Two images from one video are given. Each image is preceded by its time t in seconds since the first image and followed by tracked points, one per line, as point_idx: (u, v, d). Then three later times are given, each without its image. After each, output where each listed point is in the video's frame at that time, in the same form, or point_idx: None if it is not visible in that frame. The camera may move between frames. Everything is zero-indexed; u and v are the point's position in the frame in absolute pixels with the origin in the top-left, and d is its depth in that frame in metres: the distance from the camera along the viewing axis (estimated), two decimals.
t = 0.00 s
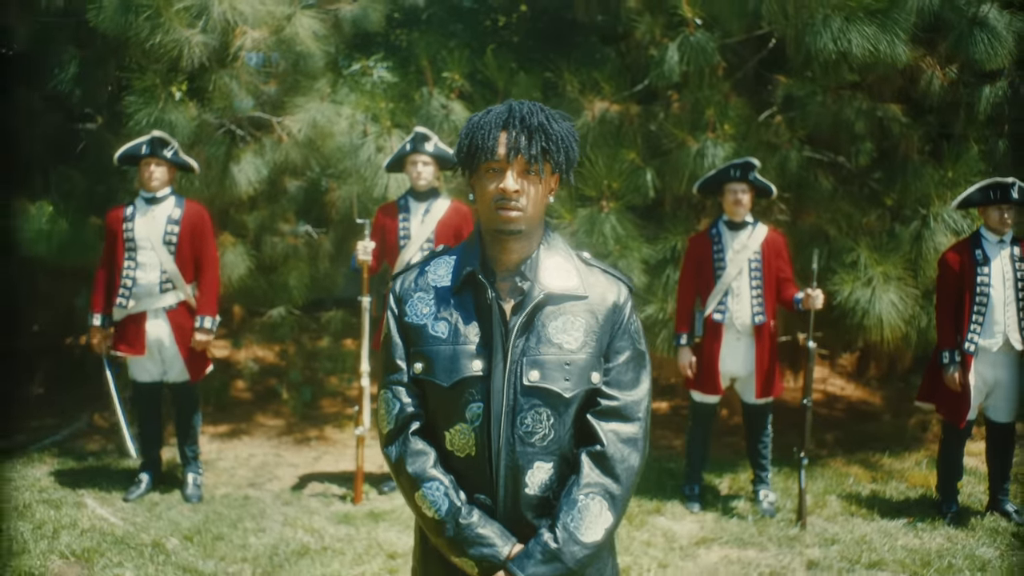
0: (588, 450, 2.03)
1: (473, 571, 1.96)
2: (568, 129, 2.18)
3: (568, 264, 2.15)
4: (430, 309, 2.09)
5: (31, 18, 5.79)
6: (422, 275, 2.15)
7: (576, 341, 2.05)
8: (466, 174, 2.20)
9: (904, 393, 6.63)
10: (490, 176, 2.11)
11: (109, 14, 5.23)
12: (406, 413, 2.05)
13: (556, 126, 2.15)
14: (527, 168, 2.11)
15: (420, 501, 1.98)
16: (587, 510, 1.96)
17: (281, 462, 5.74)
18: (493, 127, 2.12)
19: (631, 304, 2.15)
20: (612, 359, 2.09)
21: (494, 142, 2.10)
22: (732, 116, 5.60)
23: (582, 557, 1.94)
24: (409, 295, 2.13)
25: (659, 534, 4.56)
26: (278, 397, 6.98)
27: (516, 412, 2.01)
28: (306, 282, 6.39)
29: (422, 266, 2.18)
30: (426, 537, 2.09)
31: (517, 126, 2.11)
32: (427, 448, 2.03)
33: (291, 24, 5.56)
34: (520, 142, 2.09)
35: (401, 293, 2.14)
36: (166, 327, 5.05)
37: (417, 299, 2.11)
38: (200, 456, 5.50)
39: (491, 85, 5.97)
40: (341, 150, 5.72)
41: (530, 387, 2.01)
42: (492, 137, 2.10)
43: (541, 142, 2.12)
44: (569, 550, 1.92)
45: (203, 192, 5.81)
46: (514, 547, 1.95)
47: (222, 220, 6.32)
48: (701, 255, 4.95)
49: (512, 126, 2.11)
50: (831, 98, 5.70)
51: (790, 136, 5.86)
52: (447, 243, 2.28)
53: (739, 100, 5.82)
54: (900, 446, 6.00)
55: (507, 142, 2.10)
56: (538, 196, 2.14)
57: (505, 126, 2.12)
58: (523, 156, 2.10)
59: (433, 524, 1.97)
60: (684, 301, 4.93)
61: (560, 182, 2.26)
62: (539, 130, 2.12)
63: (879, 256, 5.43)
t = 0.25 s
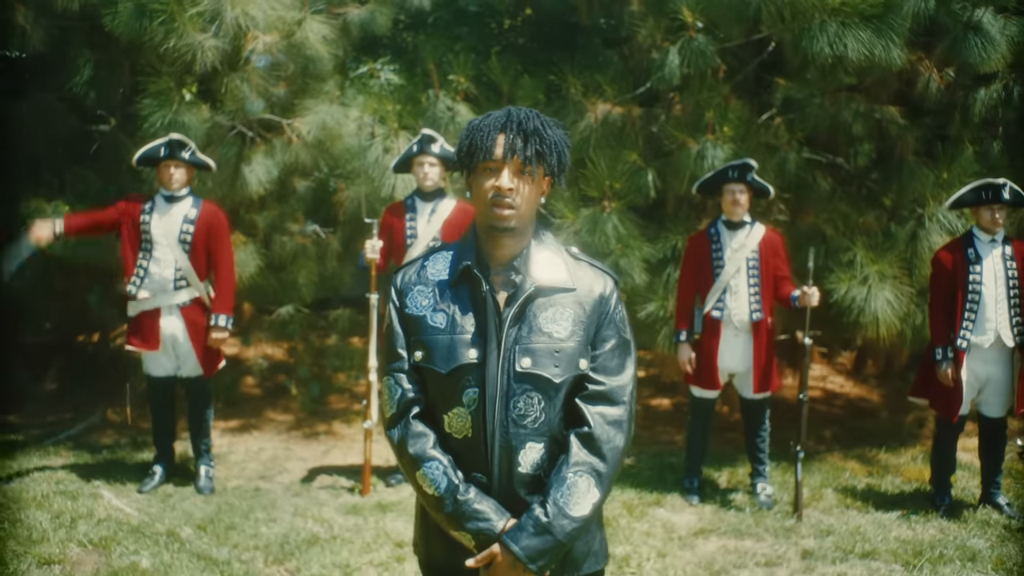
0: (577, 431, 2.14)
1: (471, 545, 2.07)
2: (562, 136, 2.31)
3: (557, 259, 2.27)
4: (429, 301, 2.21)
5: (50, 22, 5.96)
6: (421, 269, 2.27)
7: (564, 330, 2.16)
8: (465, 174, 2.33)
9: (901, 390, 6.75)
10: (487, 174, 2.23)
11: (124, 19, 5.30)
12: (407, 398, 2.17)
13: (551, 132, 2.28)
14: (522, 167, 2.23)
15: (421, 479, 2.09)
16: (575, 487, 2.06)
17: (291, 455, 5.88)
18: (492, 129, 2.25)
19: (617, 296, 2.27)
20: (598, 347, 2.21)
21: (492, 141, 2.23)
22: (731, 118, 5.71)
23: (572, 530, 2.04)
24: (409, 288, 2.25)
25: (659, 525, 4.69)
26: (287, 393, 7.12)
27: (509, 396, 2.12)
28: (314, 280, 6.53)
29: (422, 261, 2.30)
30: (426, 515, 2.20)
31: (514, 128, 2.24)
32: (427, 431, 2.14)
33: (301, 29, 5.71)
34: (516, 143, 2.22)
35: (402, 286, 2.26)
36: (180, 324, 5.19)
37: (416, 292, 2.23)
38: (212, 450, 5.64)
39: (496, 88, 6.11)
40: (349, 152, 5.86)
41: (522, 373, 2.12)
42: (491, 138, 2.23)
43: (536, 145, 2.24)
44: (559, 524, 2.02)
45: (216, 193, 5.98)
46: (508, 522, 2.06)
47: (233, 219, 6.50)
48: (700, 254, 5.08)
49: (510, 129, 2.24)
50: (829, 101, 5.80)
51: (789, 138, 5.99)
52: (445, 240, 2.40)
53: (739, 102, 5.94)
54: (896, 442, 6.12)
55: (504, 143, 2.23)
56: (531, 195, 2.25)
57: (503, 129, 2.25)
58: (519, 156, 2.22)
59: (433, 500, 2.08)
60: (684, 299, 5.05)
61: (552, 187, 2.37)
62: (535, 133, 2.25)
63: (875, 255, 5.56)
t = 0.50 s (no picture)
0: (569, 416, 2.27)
1: (470, 522, 2.19)
2: (556, 141, 2.43)
3: (551, 255, 2.39)
4: (431, 296, 2.33)
5: (63, 25, 6.16)
6: (424, 265, 2.39)
7: (558, 323, 2.29)
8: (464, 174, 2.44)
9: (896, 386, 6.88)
10: (487, 175, 2.35)
11: (135, 23, 5.44)
12: (410, 385, 2.29)
13: (547, 137, 2.40)
14: (520, 171, 2.35)
15: (423, 461, 2.21)
16: (567, 468, 2.18)
17: (298, 449, 6.01)
18: (492, 132, 2.35)
19: (606, 290, 2.40)
20: (589, 337, 2.33)
21: (492, 145, 2.34)
22: (729, 120, 5.82)
23: (564, 508, 2.15)
24: (412, 283, 2.37)
25: (657, 516, 4.82)
26: (293, 389, 7.27)
27: (505, 385, 2.25)
28: (321, 278, 6.67)
29: (424, 257, 2.42)
30: (428, 494, 2.32)
31: (513, 133, 2.35)
32: (429, 416, 2.27)
33: (309, 33, 5.84)
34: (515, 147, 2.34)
35: (405, 281, 2.39)
36: (188, 319, 5.26)
37: (419, 287, 2.35)
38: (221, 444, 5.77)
39: (498, 90, 6.25)
40: (356, 152, 5.97)
41: (518, 363, 2.25)
42: (491, 142, 2.34)
43: (533, 150, 2.36)
44: (552, 502, 2.14)
45: (225, 192, 6.07)
46: (505, 501, 2.18)
47: (241, 218, 6.60)
48: (698, 252, 5.21)
49: (509, 133, 2.35)
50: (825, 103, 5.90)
51: (785, 139, 6.11)
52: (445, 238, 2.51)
53: (737, 104, 6.06)
54: (890, 436, 6.26)
55: (504, 147, 2.34)
56: (528, 196, 2.38)
57: (502, 133, 2.35)
58: (517, 159, 2.35)
59: (435, 480, 2.21)
60: (681, 297, 5.19)
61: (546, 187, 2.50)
62: (532, 138, 2.36)
63: (869, 254, 5.71)
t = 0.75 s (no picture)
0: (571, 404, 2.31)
1: (478, 503, 2.24)
2: (557, 144, 2.47)
3: (553, 250, 2.42)
4: (440, 289, 2.36)
5: (74, 28, 6.30)
6: (432, 260, 2.42)
7: (560, 315, 2.33)
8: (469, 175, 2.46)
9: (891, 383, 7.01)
10: (493, 176, 2.38)
11: (147, 28, 5.69)
12: (420, 374, 2.33)
13: (549, 140, 2.43)
14: (525, 172, 2.38)
15: (433, 446, 2.26)
16: (569, 451, 2.23)
17: (303, 443, 6.15)
18: (497, 135, 2.39)
19: (605, 284, 2.44)
20: (589, 329, 2.38)
21: (498, 147, 2.37)
22: (726, 121, 5.94)
23: (567, 488, 2.21)
24: (421, 277, 2.40)
25: (654, 507, 4.95)
26: (298, 386, 7.40)
27: (511, 374, 2.29)
28: (326, 277, 6.80)
29: (432, 252, 2.45)
30: (437, 477, 2.37)
31: (518, 136, 2.39)
32: (438, 403, 2.31)
33: (316, 37, 5.98)
34: (520, 149, 2.37)
35: (415, 275, 2.42)
36: (195, 316, 5.31)
37: (429, 281, 2.38)
38: (229, 438, 5.89)
39: (500, 92, 6.38)
40: (361, 153, 6.11)
41: (522, 353, 2.29)
42: (497, 144, 2.37)
43: (536, 151, 2.40)
44: (556, 482, 2.19)
45: (234, 193, 6.23)
46: (511, 483, 2.23)
47: (248, 218, 6.76)
48: (695, 251, 5.33)
49: (513, 136, 2.39)
50: (820, 105, 6.02)
51: (781, 140, 6.23)
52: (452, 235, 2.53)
53: (734, 106, 6.19)
54: (884, 432, 6.39)
55: (509, 149, 2.38)
56: (531, 196, 2.41)
57: (507, 136, 2.39)
58: (522, 160, 2.38)
59: (444, 464, 2.25)
60: (679, 293, 5.32)
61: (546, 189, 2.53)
62: (536, 141, 2.40)
63: (862, 253, 5.84)
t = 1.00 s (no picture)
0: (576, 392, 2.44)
1: (488, 484, 2.37)
2: (561, 145, 2.60)
3: (560, 247, 2.55)
4: (453, 283, 2.49)
5: (84, 32, 6.43)
6: (445, 256, 2.54)
7: (566, 308, 2.46)
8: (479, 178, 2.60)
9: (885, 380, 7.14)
10: (502, 178, 2.52)
11: (157, 31, 5.82)
12: (433, 363, 2.46)
13: (553, 142, 2.57)
14: (532, 173, 2.52)
15: (446, 430, 2.39)
16: (574, 435, 2.36)
17: (309, 438, 6.28)
18: (505, 140, 2.52)
19: (608, 279, 2.57)
20: (593, 321, 2.51)
21: (506, 151, 2.51)
22: (723, 123, 6.05)
23: (572, 471, 2.35)
24: (435, 271, 2.53)
25: (651, 500, 5.08)
26: (303, 382, 7.54)
27: (520, 363, 2.42)
28: (331, 275, 6.94)
29: (444, 248, 2.57)
30: (448, 460, 2.50)
31: (524, 140, 2.52)
32: (451, 390, 2.44)
33: (322, 41, 6.11)
34: (526, 152, 2.51)
35: (429, 269, 2.54)
36: (204, 313, 5.44)
37: (442, 275, 2.51)
38: (236, 432, 6.03)
39: (501, 94, 6.52)
40: (366, 154, 6.24)
41: (531, 343, 2.42)
42: (505, 148, 2.51)
43: (542, 153, 2.53)
44: (562, 465, 2.33)
45: (242, 192, 6.28)
46: (519, 466, 2.36)
47: (254, 218, 6.89)
48: (692, 250, 5.46)
49: (519, 140, 2.52)
50: (815, 106, 6.14)
51: (777, 142, 6.36)
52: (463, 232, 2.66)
53: (731, 108, 6.31)
54: (877, 427, 6.52)
55: (516, 152, 2.51)
56: (538, 196, 2.55)
57: (514, 140, 2.52)
58: (529, 162, 2.51)
59: (456, 448, 2.38)
60: (677, 291, 5.45)
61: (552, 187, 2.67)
62: (541, 143, 2.53)
63: (855, 252, 5.99)
